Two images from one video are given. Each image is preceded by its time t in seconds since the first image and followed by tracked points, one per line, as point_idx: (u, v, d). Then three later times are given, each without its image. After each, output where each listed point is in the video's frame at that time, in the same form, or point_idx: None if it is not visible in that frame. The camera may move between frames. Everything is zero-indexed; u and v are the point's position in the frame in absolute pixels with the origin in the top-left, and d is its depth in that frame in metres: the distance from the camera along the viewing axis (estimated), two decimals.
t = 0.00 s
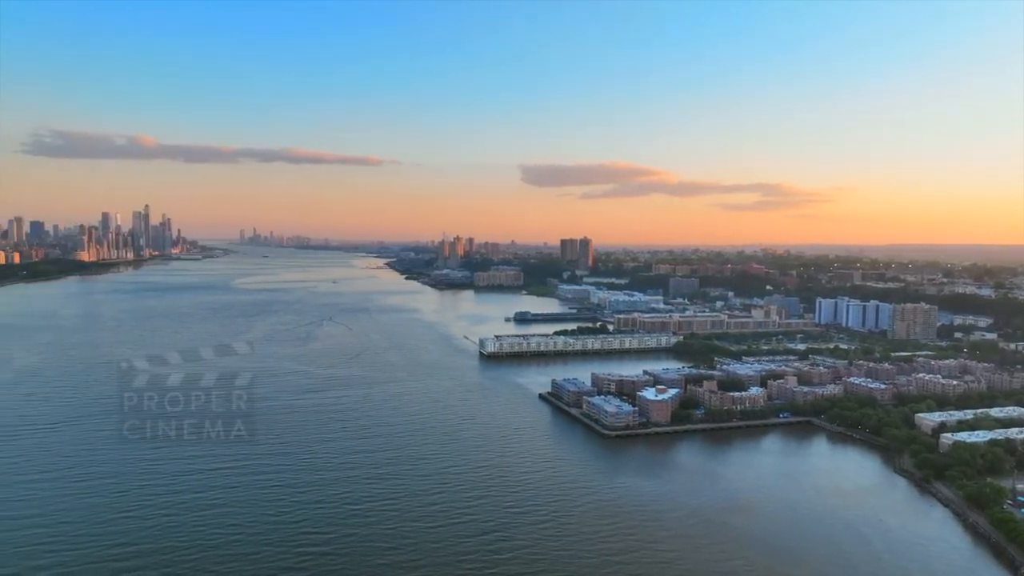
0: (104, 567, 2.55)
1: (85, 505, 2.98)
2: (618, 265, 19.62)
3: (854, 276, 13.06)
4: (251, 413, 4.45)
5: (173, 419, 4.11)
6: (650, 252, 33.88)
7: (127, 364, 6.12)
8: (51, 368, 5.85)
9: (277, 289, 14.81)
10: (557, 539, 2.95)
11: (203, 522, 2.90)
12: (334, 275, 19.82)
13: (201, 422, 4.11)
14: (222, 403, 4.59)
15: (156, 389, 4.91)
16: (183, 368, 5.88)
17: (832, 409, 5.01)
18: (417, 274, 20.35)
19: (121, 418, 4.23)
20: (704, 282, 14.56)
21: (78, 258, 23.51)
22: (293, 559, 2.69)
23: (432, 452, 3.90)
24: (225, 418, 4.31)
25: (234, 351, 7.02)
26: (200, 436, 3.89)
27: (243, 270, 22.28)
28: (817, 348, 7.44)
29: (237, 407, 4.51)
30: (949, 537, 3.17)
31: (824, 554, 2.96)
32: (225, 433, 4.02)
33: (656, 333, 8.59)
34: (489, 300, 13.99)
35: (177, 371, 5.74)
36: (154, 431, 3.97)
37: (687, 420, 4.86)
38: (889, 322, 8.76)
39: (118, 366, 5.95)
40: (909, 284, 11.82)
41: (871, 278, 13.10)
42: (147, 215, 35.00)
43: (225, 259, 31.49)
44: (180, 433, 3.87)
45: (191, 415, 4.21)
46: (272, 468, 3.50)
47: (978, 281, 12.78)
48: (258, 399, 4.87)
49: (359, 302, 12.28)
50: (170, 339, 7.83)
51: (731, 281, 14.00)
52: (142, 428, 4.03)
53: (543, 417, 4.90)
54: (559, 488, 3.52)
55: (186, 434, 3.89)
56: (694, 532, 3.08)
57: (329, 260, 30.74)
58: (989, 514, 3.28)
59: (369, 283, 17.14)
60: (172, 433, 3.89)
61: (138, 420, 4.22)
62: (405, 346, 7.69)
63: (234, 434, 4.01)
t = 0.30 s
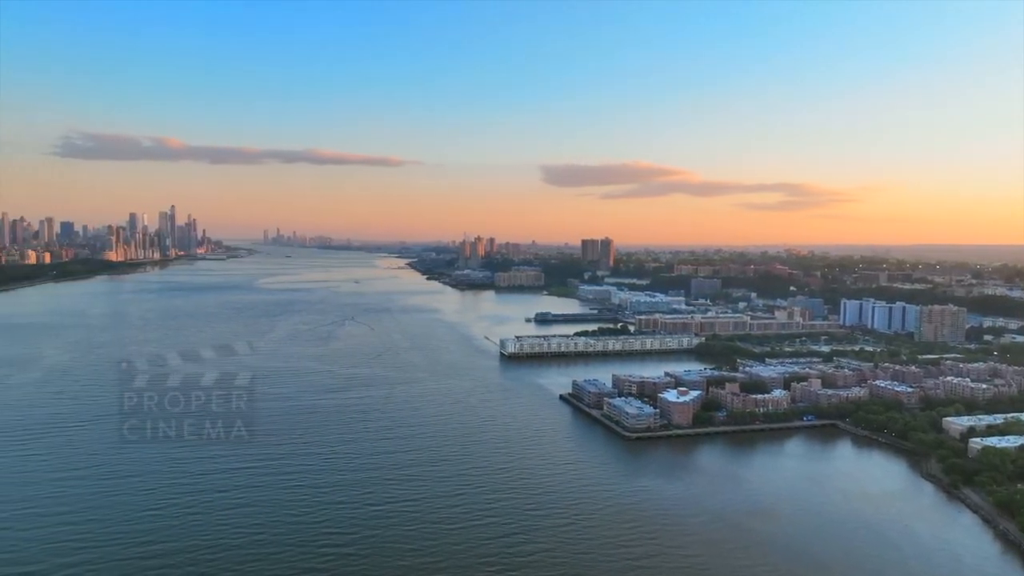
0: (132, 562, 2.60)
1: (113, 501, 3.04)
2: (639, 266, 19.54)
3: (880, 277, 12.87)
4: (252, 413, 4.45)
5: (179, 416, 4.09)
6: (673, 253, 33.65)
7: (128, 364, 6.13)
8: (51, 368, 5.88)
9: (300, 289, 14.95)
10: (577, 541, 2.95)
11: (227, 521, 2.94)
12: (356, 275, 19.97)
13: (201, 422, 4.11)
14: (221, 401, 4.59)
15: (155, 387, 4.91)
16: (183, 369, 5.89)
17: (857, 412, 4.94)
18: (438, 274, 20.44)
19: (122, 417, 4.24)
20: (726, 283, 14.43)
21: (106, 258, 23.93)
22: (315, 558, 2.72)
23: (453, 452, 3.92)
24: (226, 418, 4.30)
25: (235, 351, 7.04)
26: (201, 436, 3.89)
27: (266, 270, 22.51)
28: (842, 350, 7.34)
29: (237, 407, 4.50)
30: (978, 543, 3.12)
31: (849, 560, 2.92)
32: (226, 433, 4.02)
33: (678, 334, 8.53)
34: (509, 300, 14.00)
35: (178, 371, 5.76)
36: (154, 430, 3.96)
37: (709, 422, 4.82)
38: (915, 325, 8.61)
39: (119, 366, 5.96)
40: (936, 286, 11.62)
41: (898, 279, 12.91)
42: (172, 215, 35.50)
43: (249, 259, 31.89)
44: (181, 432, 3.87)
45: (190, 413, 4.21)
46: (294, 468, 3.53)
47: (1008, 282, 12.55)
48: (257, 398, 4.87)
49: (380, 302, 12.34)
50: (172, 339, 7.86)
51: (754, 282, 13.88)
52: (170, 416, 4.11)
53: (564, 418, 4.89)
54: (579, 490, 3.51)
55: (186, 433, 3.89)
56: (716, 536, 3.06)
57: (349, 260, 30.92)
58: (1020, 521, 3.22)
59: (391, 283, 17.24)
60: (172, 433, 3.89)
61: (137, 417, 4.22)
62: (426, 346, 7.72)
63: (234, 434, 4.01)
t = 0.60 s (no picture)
0: (158, 560, 2.64)
1: (140, 499, 3.09)
2: (662, 266, 19.42)
3: (909, 278, 12.64)
4: (252, 413, 4.49)
5: (179, 421, 4.17)
6: (695, 253, 33.39)
7: (128, 364, 6.16)
8: (53, 368, 5.92)
9: (324, 289, 15.10)
10: (598, 544, 2.94)
11: (251, 520, 2.98)
12: (379, 275, 20.11)
13: (202, 423, 4.17)
14: (221, 405, 4.65)
15: (157, 390, 4.99)
16: (183, 369, 5.93)
17: (884, 416, 4.86)
18: (460, 274, 20.51)
19: (122, 419, 4.29)
20: (750, 284, 14.29)
21: (135, 258, 24.36)
22: (337, 557, 2.75)
23: (474, 453, 3.93)
24: (225, 419, 4.34)
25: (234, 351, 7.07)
26: (200, 437, 3.93)
27: (291, 270, 22.74)
28: (869, 353, 7.23)
29: (237, 409, 4.54)
30: (1009, 550, 3.06)
31: (876, 566, 2.87)
32: (226, 433, 4.06)
33: (701, 336, 8.47)
34: (531, 301, 14.01)
35: (187, 370, 5.82)
36: (154, 432, 4.01)
37: (732, 425, 4.78)
38: (945, 327, 8.46)
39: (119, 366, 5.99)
40: (967, 287, 11.39)
41: (928, 281, 12.68)
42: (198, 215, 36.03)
43: (274, 259, 32.28)
44: (180, 434, 3.93)
45: (190, 418, 4.27)
46: (316, 468, 3.57)
47: None
48: (258, 399, 4.93)
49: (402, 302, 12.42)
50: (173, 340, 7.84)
51: (779, 283, 13.72)
52: (195, 422, 4.19)
53: (586, 420, 4.88)
54: (599, 492, 3.51)
55: (186, 434, 3.95)
56: (740, 540, 3.04)
57: (373, 260, 31.15)
58: None
59: (413, 283, 17.34)
60: (172, 434, 3.93)
61: (138, 420, 4.28)
62: (448, 346, 7.75)
63: (234, 434, 4.06)
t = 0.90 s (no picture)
0: (183, 557, 2.68)
1: (166, 497, 3.14)
2: (684, 267, 19.28)
3: (938, 279, 12.43)
4: (252, 413, 4.50)
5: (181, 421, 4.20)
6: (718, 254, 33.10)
7: (128, 364, 6.18)
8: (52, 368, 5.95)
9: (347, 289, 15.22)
10: (618, 547, 2.93)
11: (275, 518, 3.01)
12: (401, 275, 20.21)
13: (202, 423, 4.19)
14: (222, 405, 4.68)
15: (158, 390, 5.02)
16: (183, 368, 5.95)
17: (912, 420, 4.78)
18: (481, 274, 20.55)
19: (122, 419, 4.31)
20: (774, 285, 14.15)
21: (162, 258, 24.75)
22: (359, 556, 2.77)
23: (495, 454, 3.94)
24: (226, 419, 4.36)
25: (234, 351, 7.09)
26: (199, 436, 3.95)
27: (313, 270, 22.92)
28: (896, 356, 7.11)
29: (237, 409, 4.57)
30: None
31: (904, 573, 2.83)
32: (226, 433, 4.07)
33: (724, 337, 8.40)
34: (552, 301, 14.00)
35: (213, 370, 5.91)
36: (154, 432, 4.03)
37: (755, 428, 4.73)
38: (974, 329, 8.30)
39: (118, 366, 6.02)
40: (997, 289, 11.18)
41: (957, 282, 12.47)
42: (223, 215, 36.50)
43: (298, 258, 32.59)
44: (180, 434, 3.94)
45: (190, 419, 4.29)
46: (339, 468, 3.60)
47: None
48: (257, 398, 4.96)
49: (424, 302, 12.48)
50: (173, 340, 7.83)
51: (803, 284, 13.57)
52: (219, 423, 4.26)
53: (607, 421, 4.87)
54: (620, 494, 3.49)
55: (186, 434, 3.96)
56: (763, 545, 3.01)
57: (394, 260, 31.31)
58: None
59: (435, 283, 17.41)
60: (171, 435, 3.95)
61: (138, 420, 4.30)
62: (469, 346, 7.77)
63: (233, 433, 4.08)
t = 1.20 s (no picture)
0: (207, 555, 2.71)
1: (190, 495, 3.19)
2: (706, 267, 19.13)
3: (967, 281, 12.20)
4: (252, 413, 4.54)
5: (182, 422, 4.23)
6: (742, 254, 32.77)
7: (127, 364, 6.22)
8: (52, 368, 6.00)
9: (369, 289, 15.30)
10: (638, 552, 2.91)
11: (297, 517, 3.04)
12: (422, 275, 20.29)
13: (202, 424, 4.22)
14: (222, 406, 4.72)
15: (159, 390, 5.06)
16: (182, 368, 5.98)
17: (939, 424, 4.70)
18: (502, 274, 20.57)
19: (122, 419, 4.35)
20: (799, 287, 13.96)
21: (188, 258, 25.09)
22: (380, 556, 2.78)
23: (515, 456, 3.94)
24: (226, 419, 4.40)
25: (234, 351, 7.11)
26: (200, 436, 3.99)
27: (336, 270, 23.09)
28: (923, 358, 6.99)
29: (237, 409, 4.61)
30: None
31: None
32: (226, 433, 4.11)
33: (747, 338, 8.32)
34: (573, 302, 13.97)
35: (237, 369, 5.99)
36: (154, 432, 4.06)
37: (778, 430, 4.68)
38: (1004, 332, 8.14)
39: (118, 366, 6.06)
40: None
41: (986, 283, 12.24)
42: (248, 216, 36.95)
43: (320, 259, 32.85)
44: (180, 434, 3.98)
45: (190, 419, 4.33)
46: (359, 468, 3.62)
47: None
48: (256, 397, 5.00)
49: (445, 303, 12.51)
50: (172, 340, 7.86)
51: (828, 285, 13.40)
52: (242, 422, 4.31)
53: (628, 423, 4.85)
54: (640, 497, 3.48)
55: (186, 435, 4.00)
56: (787, 550, 2.97)
57: (416, 260, 31.44)
58: None
59: (456, 283, 17.45)
60: (171, 435, 3.99)
61: (138, 420, 4.34)
62: (490, 347, 7.78)
63: (233, 433, 4.12)
